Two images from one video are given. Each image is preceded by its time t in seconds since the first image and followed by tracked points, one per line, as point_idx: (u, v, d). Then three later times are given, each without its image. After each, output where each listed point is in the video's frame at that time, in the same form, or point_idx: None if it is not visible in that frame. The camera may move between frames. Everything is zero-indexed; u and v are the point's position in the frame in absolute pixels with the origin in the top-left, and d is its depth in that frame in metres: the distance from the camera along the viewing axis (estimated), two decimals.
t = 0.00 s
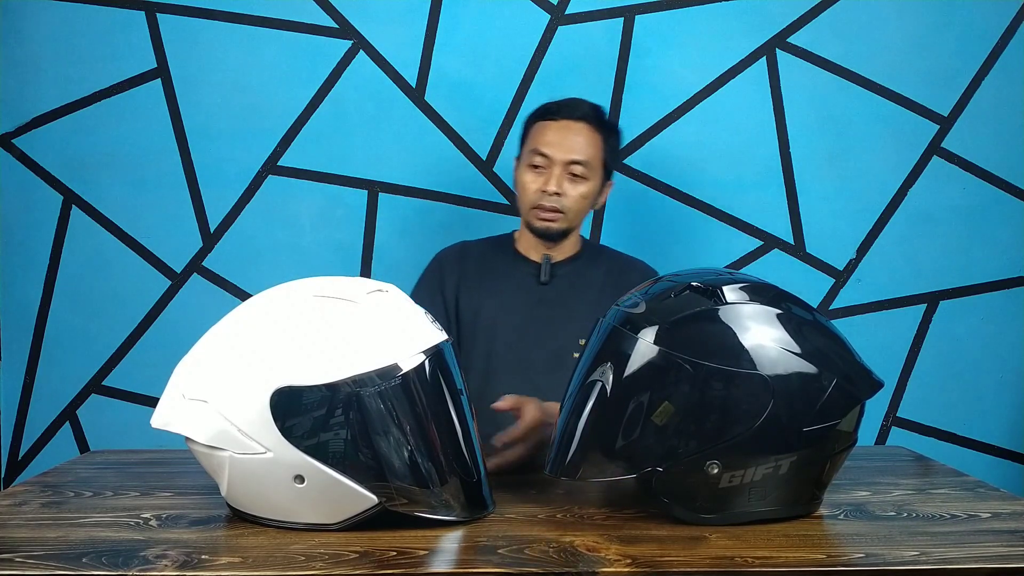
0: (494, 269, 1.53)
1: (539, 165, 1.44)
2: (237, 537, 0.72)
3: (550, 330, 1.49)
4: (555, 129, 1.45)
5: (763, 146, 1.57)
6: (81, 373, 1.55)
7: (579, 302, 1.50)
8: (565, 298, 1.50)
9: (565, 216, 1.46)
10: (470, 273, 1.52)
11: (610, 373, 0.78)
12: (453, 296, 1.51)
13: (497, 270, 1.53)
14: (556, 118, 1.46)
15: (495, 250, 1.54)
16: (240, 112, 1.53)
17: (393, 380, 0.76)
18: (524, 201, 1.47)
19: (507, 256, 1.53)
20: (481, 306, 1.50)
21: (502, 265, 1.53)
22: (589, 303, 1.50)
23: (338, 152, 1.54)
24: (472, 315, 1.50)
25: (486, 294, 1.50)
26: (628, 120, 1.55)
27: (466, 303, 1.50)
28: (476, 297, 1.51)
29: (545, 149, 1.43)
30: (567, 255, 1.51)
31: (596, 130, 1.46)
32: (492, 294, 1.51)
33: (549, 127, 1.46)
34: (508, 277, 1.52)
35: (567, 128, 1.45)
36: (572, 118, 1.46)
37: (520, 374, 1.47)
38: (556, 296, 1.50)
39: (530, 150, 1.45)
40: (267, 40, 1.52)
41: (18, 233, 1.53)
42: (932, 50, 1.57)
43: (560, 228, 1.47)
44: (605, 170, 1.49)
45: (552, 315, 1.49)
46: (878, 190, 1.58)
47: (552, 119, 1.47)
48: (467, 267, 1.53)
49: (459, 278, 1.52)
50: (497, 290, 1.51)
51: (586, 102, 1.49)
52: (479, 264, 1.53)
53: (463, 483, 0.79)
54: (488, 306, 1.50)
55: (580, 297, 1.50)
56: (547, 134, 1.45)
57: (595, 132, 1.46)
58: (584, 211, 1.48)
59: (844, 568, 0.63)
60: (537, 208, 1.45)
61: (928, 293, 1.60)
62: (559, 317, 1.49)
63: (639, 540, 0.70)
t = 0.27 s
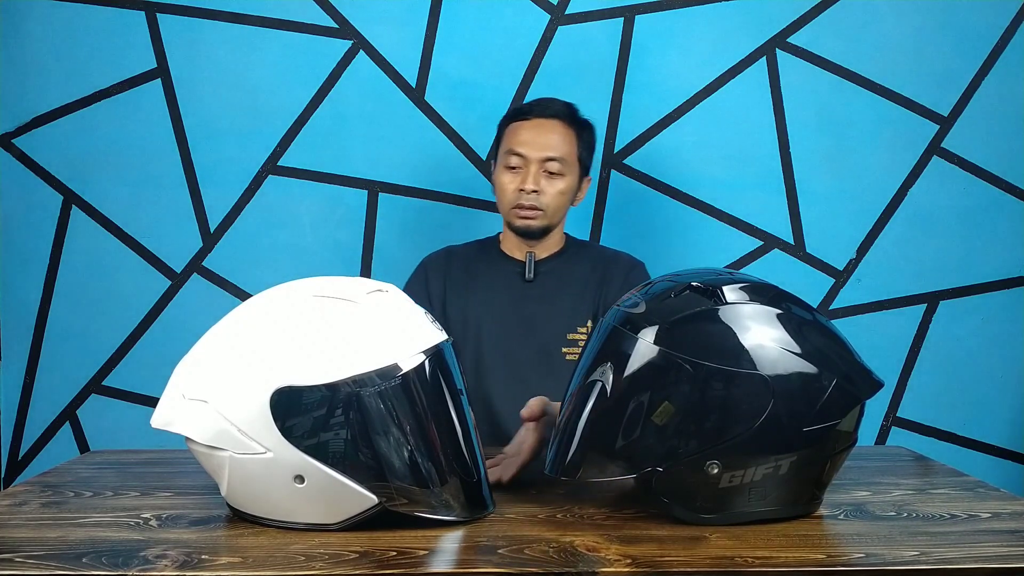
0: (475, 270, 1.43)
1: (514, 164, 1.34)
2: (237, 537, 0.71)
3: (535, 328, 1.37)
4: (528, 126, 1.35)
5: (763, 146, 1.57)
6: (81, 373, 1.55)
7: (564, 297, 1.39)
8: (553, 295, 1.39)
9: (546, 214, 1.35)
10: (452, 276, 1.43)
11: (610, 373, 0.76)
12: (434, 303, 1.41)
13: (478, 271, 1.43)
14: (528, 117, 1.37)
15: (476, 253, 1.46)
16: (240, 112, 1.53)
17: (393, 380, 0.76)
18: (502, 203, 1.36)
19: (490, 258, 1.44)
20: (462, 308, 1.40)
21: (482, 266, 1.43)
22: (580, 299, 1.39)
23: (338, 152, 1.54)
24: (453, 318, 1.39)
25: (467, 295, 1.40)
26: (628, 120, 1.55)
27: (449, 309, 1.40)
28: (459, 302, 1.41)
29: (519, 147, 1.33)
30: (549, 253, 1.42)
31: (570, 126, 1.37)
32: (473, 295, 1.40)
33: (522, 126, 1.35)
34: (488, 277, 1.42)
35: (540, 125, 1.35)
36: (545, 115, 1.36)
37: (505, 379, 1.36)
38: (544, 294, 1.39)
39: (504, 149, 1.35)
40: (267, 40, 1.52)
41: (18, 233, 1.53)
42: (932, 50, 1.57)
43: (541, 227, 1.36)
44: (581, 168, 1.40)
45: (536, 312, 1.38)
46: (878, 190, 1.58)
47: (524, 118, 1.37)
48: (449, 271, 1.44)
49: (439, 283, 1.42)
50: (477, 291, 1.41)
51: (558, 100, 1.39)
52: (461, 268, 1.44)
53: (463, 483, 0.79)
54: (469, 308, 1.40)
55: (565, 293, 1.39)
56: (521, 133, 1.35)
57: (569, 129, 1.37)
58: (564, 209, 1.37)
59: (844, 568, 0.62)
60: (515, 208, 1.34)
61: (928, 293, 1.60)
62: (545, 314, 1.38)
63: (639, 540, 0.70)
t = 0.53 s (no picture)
0: (470, 270, 1.43)
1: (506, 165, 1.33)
2: (236, 537, 0.70)
3: (527, 328, 1.37)
4: (518, 127, 1.34)
5: (763, 146, 1.57)
6: (81, 374, 1.55)
7: (557, 298, 1.39)
8: (547, 295, 1.39)
9: (538, 213, 1.33)
10: (448, 274, 1.43)
11: (610, 373, 0.76)
12: (429, 299, 1.41)
13: (472, 271, 1.43)
14: (518, 118, 1.36)
15: (471, 252, 1.46)
16: (240, 112, 1.53)
17: (393, 380, 0.76)
18: (494, 204, 1.34)
19: (484, 258, 1.44)
20: (456, 308, 1.40)
21: (477, 266, 1.43)
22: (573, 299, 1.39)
23: (339, 152, 1.54)
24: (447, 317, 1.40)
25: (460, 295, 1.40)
26: (628, 120, 1.55)
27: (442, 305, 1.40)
28: (454, 299, 1.41)
29: (510, 147, 1.32)
30: (542, 253, 1.42)
31: (560, 126, 1.37)
32: (467, 294, 1.41)
33: (513, 127, 1.35)
34: (482, 276, 1.42)
35: (531, 126, 1.34)
36: (535, 115, 1.36)
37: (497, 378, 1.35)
38: (538, 294, 1.39)
39: (496, 150, 1.34)
40: (267, 40, 1.52)
41: (18, 233, 1.53)
42: (932, 50, 1.57)
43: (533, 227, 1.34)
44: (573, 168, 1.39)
45: (529, 312, 1.38)
46: (878, 190, 1.58)
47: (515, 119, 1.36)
48: (444, 268, 1.44)
49: (435, 279, 1.42)
50: (471, 290, 1.41)
51: (547, 101, 1.39)
52: (456, 265, 1.44)
53: (463, 484, 0.79)
54: (462, 307, 1.40)
55: (557, 293, 1.39)
56: (511, 133, 1.34)
57: (560, 128, 1.36)
58: (556, 208, 1.36)
59: (845, 568, 0.61)
60: (507, 208, 1.33)
61: (928, 293, 1.60)
62: (537, 315, 1.38)
63: (639, 540, 0.68)
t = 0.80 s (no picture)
0: (471, 271, 1.43)
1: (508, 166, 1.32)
2: (235, 538, 0.68)
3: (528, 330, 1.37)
4: (519, 127, 1.34)
5: (763, 146, 1.57)
6: (81, 374, 1.55)
7: (558, 300, 1.40)
8: (548, 297, 1.40)
9: (542, 214, 1.33)
10: (449, 274, 1.43)
11: (614, 371, 0.75)
12: (430, 298, 1.40)
13: (473, 271, 1.43)
14: (518, 118, 1.36)
15: (472, 253, 1.45)
16: (240, 112, 1.53)
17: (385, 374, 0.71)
18: (497, 205, 1.34)
19: (486, 258, 1.44)
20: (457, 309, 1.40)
21: (478, 267, 1.43)
22: (574, 301, 1.40)
23: (339, 151, 1.54)
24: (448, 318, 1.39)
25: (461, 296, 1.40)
26: (628, 120, 1.55)
27: (444, 305, 1.40)
28: (456, 299, 1.41)
29: (512, 148, 1.31)
30: (543, 255, 1.42)
31: (560, 125, 1.36)
32: (468, 295, 1.40)
33: (513, 127, 1.34)
34: (484, 277, 1.42)
35: (532, 126, 1.34)
36: (535, 115, 1.35)
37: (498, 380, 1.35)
38: (539, 295, 1.39)
39: (497, 151, 1.33)
40: (267, 40, 1.52)
41: (18, 233, 1.53)
42: (932, 50, 1.57)
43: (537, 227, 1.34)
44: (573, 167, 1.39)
45: (531, 314, 1.38)
46: (878, 190, 1.58)
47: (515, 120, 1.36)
48: (446, 268, 1.44)
49: (437, 278, 1.42)
50: (473, 291, 1.41)
51: (546, 100, 1.39)
52: (458, 266, 1.44)
53: (458, 474, 0.74)
54: (464, 308, 1.40)
55: (559, 295, 1.40)
56: (512, 133, 1.33)
57: (561, 128, 1.36)
58: (559, 208, 1.36)
59: (845, 568, 0.61)
60: (511, 209, 1.32)
61: (928, 293, 1.60)
62: (539, 316, 1.38)
63: (640, 540, 0.68)
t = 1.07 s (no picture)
0: (473, 270, 1.43)
1: (518, 167, 1.32)
2: (236, 537, 0.67)
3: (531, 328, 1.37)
4: (528, 127, 1.33)
5: (763, 146, 1.57)
6: (80, 374, 1.55)
7: (560, 299, 1.40)
8: (549, 297, 1.40)
9: (551, 215, 1.33)
10: (452, 271, 1.43)
11: (616, 368, 0.75)
12: (432, 295, 1.40)
13: (476, 271, 1.43)
14: (527, 118, 1.35)
15: (474, 253, 1.46)
16: (240, 112, 1.53)
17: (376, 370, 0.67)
18: (504, 206, 1.34)
19: (489, 258, 1.44)
20: (460, 308, 1.39)
21: (481, 267, 1.43)
22: (575, 303, 1.40)
23: (339, 151, 1.54)
24: (450, 317, 1.39)
25: (464, 295, 1.40)
26: (628, 120, 1.55)
27: (446, 302, 1.40)
28: (458, 296, 1.40)
29: (522, 149, 1.31)
30: (548, 255, 1.42)
31: (569, 126, 1.36)
32: (471, 294, 1.40)
33: (522, 128, 1.34)
34: (486, 277, 1.42)
35: (542, 126, 1.33)
36: (544, 115, 1.35)
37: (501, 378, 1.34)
38: (541, 296, 1.40)
39: (506, 152, 1.33)
40: (267, 40, 1.52)
41: (18, 233, 1.53)
42: (932, 50, 1.57)
43: (546, 228, 1.34)
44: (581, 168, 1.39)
45: (533, 312, 1.38)
46: (878, 190, 1.58)
47: (524, 120, 1.35)
48: (449, 265, 1.44)
49: (440, 275, 1.42)
50: (475, 290, 1.41)
51: (553, 99, 1.38)
52: (460, 264, 1.44)
53: (450, 459, 0.71)
54: (467, 307, 1.39)
55: (561, 294, 1.40)
56: (522, 134, 1.33)
57: (570, 128, 1.36)
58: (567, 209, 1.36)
59: (845, 568, 0.61)
60: (520, 211, 1.33)
61: (928, 293, 1.60)
62: (541, 315, 1.38)
63: (640, 540, 0.68)
